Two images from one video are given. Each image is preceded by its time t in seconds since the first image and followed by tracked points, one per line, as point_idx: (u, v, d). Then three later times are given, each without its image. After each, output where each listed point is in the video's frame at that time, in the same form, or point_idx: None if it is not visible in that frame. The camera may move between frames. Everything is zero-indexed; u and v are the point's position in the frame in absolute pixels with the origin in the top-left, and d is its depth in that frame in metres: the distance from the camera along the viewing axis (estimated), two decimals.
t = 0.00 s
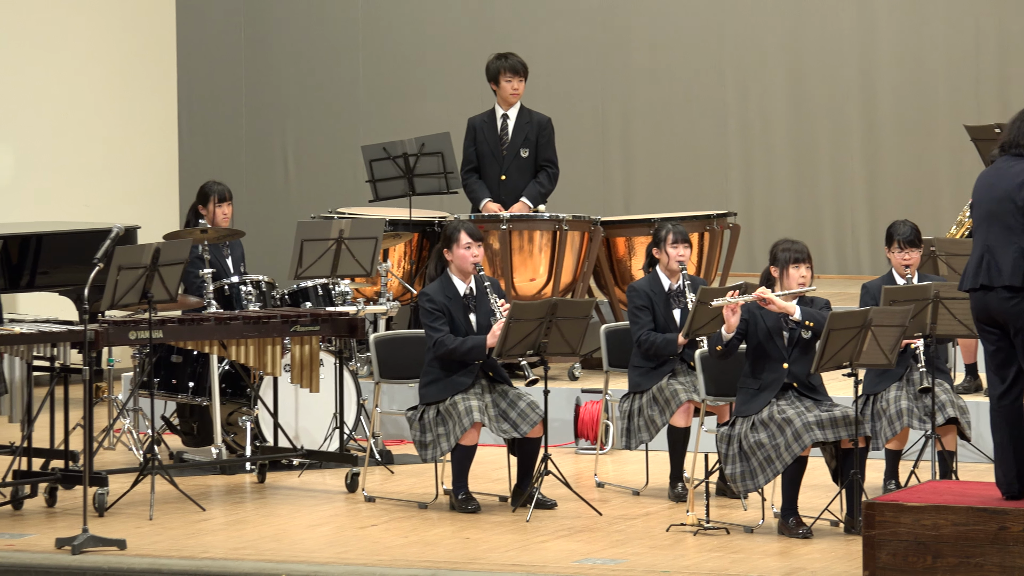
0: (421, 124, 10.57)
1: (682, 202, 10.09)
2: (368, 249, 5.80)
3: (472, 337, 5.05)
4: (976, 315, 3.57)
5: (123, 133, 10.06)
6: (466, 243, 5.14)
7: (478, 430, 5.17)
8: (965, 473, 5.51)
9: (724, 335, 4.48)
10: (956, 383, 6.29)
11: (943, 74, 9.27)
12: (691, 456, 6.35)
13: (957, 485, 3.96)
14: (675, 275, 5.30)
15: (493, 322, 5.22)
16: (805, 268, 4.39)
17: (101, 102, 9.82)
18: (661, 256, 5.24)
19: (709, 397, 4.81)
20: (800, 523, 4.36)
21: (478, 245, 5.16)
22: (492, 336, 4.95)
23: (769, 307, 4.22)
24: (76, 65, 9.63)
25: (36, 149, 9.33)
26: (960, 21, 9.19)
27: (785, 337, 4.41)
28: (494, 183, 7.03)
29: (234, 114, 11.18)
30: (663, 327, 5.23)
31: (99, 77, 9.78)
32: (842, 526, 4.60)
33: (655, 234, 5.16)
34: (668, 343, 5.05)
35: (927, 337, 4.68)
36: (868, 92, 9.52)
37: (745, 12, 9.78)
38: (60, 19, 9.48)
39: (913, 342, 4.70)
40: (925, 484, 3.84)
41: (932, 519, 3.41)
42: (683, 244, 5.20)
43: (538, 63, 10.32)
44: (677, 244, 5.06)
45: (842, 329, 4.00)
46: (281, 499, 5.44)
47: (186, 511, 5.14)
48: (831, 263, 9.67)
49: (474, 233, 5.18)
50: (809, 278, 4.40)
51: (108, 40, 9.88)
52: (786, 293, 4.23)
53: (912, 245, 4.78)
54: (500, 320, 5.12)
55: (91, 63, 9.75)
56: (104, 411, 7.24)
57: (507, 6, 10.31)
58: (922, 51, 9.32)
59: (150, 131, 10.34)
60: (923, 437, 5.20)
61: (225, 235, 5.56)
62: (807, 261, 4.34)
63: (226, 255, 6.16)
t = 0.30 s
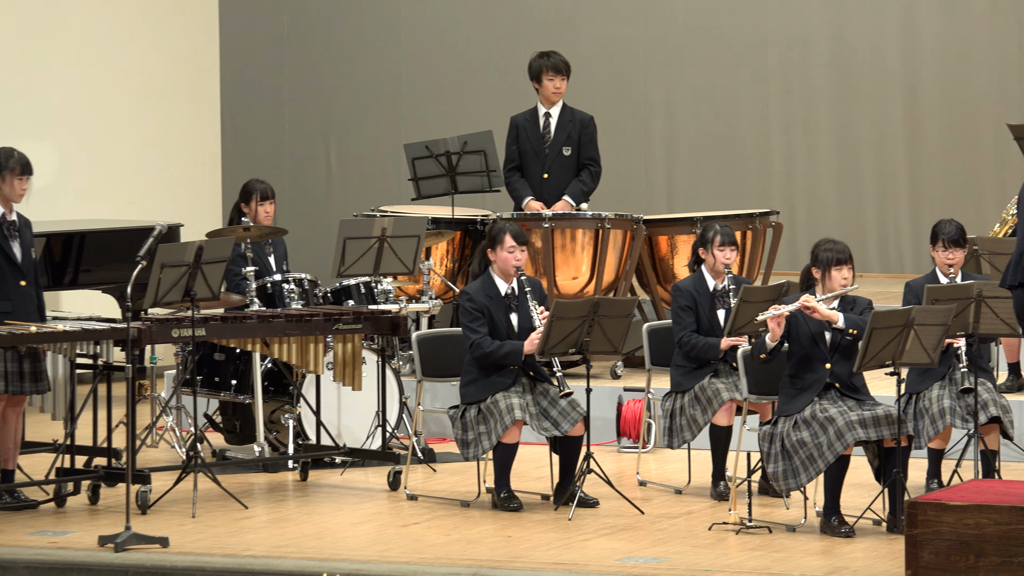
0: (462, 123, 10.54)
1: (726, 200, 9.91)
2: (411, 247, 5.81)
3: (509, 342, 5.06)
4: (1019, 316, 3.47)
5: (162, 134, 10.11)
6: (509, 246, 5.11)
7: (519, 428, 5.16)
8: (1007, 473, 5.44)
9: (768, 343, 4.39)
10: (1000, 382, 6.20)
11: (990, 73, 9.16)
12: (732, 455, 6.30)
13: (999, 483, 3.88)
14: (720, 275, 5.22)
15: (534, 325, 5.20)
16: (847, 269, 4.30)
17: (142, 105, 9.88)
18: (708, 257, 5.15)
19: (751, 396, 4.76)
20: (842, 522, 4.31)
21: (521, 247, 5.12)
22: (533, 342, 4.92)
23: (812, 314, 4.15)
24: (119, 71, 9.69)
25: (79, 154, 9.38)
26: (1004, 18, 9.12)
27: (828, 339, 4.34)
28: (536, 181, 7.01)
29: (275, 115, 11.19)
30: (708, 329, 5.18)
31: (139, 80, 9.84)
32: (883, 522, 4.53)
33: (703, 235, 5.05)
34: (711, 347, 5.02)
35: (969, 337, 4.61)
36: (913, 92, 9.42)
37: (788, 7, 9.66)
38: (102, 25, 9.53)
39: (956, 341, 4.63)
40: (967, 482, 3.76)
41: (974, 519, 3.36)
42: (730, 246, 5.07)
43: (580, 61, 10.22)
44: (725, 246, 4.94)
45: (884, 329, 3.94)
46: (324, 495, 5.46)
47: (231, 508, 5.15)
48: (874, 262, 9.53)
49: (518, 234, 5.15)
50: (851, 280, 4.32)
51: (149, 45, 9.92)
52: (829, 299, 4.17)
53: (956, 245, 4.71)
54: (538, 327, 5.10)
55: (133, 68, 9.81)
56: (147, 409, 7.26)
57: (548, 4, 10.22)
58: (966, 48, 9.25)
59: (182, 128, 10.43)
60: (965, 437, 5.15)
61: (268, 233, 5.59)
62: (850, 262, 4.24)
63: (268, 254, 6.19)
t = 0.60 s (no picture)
0: (487, 123, 10.53)
1: (751, 199, 9.88)
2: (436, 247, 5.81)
3: (533, 343, 5.06)
4: None
5: (186, 134, 10.17)
6: (537, 246, 5.09)
7: (544, 427, 5.14)
8: None
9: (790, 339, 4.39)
10: None
11: (1015, 71, 9.10)
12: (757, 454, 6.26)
13: None
14: (749, 276, 5.19)
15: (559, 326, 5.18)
16: (871, 268, 4.27)
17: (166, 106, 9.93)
18: (736, 257, 5.13)
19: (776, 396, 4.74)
20: (867, 522, 4.28)
21: (548, 247, 5.11)
22: (557, 341, 4.91)
23: (838, 312, 4.13)
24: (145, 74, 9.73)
25: (106, 155, 9.43)
26: None
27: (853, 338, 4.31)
28: (561, 181, 7.00)
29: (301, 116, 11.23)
30: (735, 329, 5.15)
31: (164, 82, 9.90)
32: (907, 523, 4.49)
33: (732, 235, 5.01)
34: (739, 348, 4.98)
35: (995, 336, 4.57)
36: (938, 92, 9.33)
37: (814, 5, 9.59)
38: (129, 28, 9.58)
39: (981, 340, 4.58)
40: (993, 481, 3.72)
41: (998, 518, 3.33)
42: (758, 247, 5.03)
43: (605, 61, 10.18)
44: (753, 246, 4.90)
45: (908, 329, 3.91)
46: (348, 494, 5.47)
47: (256, 506, 5.18)
48: (899, 262, 9.49)
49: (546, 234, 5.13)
50: (875, 278, 4.29)
51: (175, 47, 9.97)
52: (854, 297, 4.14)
53: (983, 244, 4.66)
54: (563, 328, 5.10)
55: (159, 70, 9.86)
56: (172, 408, 7.29)
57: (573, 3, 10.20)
58: (992, 46, 9.17)
59: (206, 128, 10.48)
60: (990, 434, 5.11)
61: (293, 233, 5.62)
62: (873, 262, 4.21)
63: (294, 253, 6.20)
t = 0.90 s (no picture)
0: (512, 122, 10.51)
1: (776, 199, 9.83)
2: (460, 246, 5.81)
3: (557, 341, 5.06)
4: None
5: (211, 135, 10.21)
6: (562, 244, 5.09)
7: (568, 427, 5.13)
8: None
9: (814, 336, 4.37)
10: None
11: None
12: (782, 453, 6.23)
13: None
14: (774, 276, 5.16)
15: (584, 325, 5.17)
16: (895, 266, 4.24)
17: (191, 107, 9.98)
18: (761, 256, 5.10)
19: (801, 395, 4.71)
20: (891, 522, 4.25)
21: (574, 246, 5.11)
22: (582, 338, 4.90)
23: (863, 309, 4.10)
24: (169, 75, 9.79)
25: (130, 155, 9.49)
26: None
27: (877, 337, 4.28)
28: (586, 181, 6.99)
29: (326, 117, 11.26)
30: (759, 329, 5.12)
31: (189, 83, 9.95)
32: (932, 522, 4.45)
33: (756, 234, 4.99)
34: (763, 346, 4.98)
35: (1020, 335, 4.53)
36: (963, 92, 9.24)
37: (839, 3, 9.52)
38: (153, 29, 9.64)
39: (1005, 339, 4.54)
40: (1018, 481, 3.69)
41: None
42: (785, 246, 5.01)
43: (630, 60, 10.15)
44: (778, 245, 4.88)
45: (932, 328, 3.87)
46: (371, 494, 5.48)
47: (279, 505, 5.19)
48: (923, 261, 9.42)
49: (570, 232, 5.13)
50: (899, 276, 4.26)
51: (198, 48, 10.01)
52: (878, 293, 4.11)
53: (1009, 243, 4.62)
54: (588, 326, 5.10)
55: (183, 71, 9.91)
56: (196, 408, 7.33)
57: (598, 2, 10.17)
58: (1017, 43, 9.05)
59: (232, 129, 10.53)
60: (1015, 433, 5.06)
61: (318, 232, 5.63)
62: (897, 260, 4.18)
63: (318, 251, 6.21)
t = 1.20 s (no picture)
0: (535, 123, 10.50)
1: (798, 198, 9.76)
2: (482, 246, 5.81)
3: (580, 339, 5.04)
4: None
5: (233, 136, 10.24)
6: (584, 242, 5.09)
7: (591, 427, 5.13)
8: None
9: (837, 334, 4.36)
10: None
11: None
12: (805, 454, 6.20)
13: None
14: (796, 275, 5.14)
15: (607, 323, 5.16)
16: (915, 265, 4.22)
17: (214, 108, 10.02)
18: (783, 255, 5.08)
19: (823, 395, 4.68)
20: (913, 522, 4.22)
21: (596, 244, 5.11)
22: (605, 337, 4.89)
23: (885, 306, 4.07)
24: (191, 76, 9.83)
25: (151, 156, 9.53)
26: None
27: (899, 335, 4.25)
28: (608, 180, 6.97)
29: (348, 118, 11.29)
30: (782, 328, 5.10)
31: (212, 84, 9.99)
32: (955, 522, 4.42)
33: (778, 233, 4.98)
34: (785, 342, 4.93)
35: None
36: (986, 90, 9.11)
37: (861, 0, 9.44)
38: (176, 31, 9.68)
39: None
40: None
41: None
42: (807, 244, 5.01)
43: (652, 60, 10.12)
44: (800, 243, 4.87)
45: (955, 328, 3.85)
46: (394, 494, 5.48)
47: (301, 506, 5.20)
48: (945, 260, 9.32)
49: (593, 231, 5.14)
50: (920, 275, 4.23)
51: (218, 49, 10.03)
52: (901, 291, 4.08)
53: None
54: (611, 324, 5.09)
55: (206, 71, 9.95)
56: (219, 408, 7.36)
57: (620, 3, 10.15)
58: None
59: (255, 130, 10.57)
60: None
61: (340, 232, 5.65)
62: (918, 259, 4.16)
63: (340, 252, 6.23)
